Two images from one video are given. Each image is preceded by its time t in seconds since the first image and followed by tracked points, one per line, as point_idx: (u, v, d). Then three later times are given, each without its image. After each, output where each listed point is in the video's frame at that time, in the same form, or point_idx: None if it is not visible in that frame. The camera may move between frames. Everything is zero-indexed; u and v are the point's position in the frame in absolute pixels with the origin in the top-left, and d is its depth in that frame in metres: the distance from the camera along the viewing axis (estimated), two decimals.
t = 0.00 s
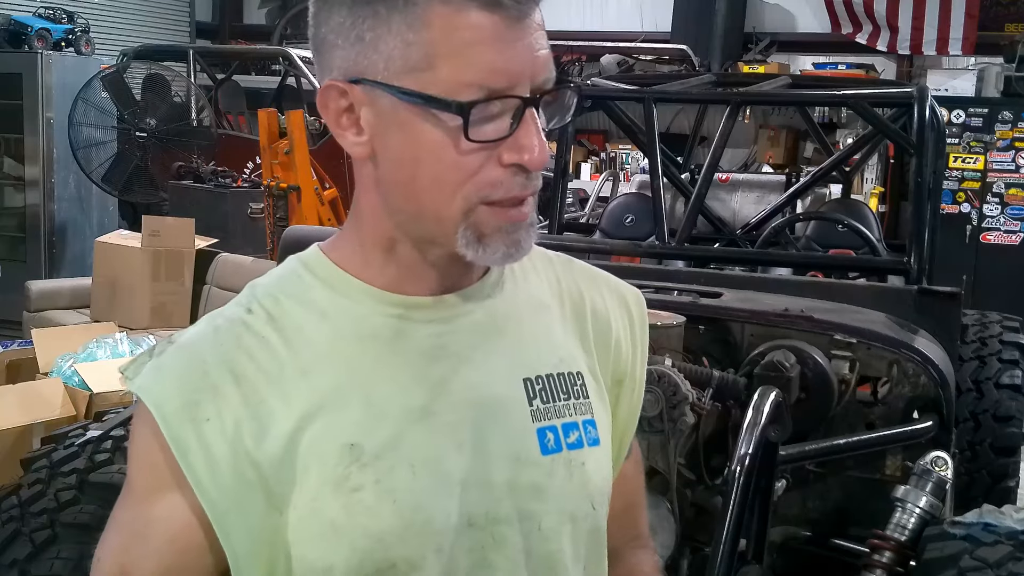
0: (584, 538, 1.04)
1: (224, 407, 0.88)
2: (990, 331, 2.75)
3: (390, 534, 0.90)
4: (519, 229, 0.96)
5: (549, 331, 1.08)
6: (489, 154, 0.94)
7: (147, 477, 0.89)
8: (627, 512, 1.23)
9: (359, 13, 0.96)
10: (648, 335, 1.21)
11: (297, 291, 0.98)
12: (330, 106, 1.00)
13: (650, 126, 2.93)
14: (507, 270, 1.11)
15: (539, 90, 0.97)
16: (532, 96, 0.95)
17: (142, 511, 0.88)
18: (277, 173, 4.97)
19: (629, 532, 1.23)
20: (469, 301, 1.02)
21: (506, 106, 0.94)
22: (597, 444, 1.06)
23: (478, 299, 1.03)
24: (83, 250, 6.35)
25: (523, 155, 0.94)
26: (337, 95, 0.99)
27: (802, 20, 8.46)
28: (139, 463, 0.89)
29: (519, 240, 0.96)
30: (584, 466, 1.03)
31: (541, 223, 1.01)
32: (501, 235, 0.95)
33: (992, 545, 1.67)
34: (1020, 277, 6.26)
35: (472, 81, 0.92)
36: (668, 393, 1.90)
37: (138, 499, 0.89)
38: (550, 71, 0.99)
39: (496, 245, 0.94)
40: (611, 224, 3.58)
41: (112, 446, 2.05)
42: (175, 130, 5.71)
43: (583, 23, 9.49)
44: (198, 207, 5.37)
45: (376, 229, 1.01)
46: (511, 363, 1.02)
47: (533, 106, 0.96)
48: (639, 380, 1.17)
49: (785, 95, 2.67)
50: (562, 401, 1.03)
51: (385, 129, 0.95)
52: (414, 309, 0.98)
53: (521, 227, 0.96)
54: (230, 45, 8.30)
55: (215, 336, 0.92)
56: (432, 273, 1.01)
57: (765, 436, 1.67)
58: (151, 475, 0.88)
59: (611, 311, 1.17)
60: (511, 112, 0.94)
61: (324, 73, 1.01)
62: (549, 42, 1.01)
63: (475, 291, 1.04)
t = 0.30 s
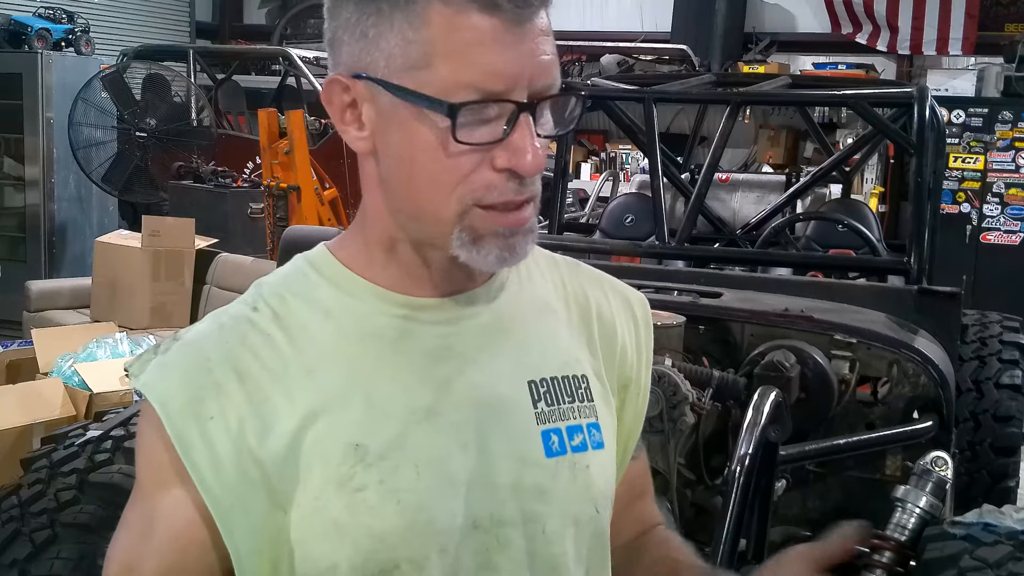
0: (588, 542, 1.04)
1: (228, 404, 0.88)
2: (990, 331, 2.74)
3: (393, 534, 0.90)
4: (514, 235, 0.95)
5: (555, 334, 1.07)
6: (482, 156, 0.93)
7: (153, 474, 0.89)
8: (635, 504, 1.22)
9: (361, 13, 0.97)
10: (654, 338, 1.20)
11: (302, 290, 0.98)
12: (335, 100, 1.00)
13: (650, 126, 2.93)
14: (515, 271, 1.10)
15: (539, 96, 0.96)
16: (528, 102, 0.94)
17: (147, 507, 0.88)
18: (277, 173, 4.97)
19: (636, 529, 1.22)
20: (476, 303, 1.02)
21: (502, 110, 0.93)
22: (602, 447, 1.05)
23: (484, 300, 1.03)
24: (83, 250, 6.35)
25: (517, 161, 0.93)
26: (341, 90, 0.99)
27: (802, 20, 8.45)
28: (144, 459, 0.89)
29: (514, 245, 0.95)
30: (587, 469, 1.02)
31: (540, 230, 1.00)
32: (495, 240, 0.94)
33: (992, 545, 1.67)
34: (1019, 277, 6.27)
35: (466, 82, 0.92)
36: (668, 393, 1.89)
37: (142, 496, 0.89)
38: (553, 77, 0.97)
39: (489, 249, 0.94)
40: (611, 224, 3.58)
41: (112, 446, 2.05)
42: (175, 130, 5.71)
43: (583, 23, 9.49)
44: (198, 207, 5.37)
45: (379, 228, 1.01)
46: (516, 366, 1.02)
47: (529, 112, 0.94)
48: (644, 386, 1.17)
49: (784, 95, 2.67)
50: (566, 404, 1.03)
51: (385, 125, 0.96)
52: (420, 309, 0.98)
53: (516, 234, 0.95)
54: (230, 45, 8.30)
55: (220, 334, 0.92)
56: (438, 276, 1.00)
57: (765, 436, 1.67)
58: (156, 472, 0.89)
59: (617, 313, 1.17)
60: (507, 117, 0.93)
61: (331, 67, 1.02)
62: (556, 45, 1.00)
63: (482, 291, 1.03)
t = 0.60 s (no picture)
0: (591, 549, 1.02)
1: (228, 403, 0.89)
2: (990, 331, 2.75)
3: (392, 533, 0.90)
4: (486, 224, 0.95)
5: (559, 337, 1.06)
6: (452, 141, 0.94)
7: (155, 470, 0.89)
8: (645, 510, 1.22)
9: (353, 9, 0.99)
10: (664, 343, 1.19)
11: (306, 289, 0.99)
12: (327, 91, 1.03)
13: (650, 125, 2.92)
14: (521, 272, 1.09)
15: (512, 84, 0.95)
16: (494, 84, 0.94)
17: (149, 504, 0.89)
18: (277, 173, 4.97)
19: (647, 535, 1.21)
20: (481, 301, 1.02)
21: (466, 93, 0.94)
22: (606, 452, 1.04)
23: (488, 300, 1.03)
24: (83, 250, 6.35)
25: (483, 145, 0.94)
26: (331, 81, 1.02)
27: (802, 20, 8.46)
28: (147, 456, 0.90)
29: (487, 233, 0.95)
30: (590, 473, 1.01)
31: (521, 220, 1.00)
32: (465, 227, 0.94)
33: (992, 545, 1.66)
34: (1019, 277, 6.27)
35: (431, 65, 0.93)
36: (668, 393, 1.88)
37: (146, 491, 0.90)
38: (530, 62, 0.97)
39: (461, 236, 0.94)
40: (611, 224, 3.58)
41: (113, 446, 2.05)
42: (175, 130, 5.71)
43: (583, 23, 9.49)
44: (198, 207, 5.37)
45: (376, 224, 1.01)
46: (519, 368, 1.01)
47: (496, 95, 0.95)
48: (654, 392, 1.15)
49: (784, 95, 2.67)
50: (569, 408, 1.02)
51: (367, 115, 0.98)
52: (423, 308, 0.98)
53: (489, 222, 0.95)
54: (230, 45, 8.30)
55: (222, 333, 0.93)
56: (437, 275, 0.99)
57: (765, 436, 1.67)
58: (157, 468, 0.89)
59: (627, 320, 1.15)
60: (472, 101, 0.94)
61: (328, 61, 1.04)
62: (537, 31, 0.99)
63: (484, 293, 1.03)
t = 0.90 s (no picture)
0: (592, 556, 0.99)
1: (228, 400, 0.90)
2: (990, 331, 2.74)
3: (385, 534, 0.90)
4: (472, 215, 0.94)
5: (566, 340, 1.04)
6: (436, 131, 0.94)
7: (161, 464, 0.92)
8: (661, 521, 1.16)
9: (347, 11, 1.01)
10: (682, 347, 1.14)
11: (310, 288, 0.99)
12: (327, 90, 1.05)
13: (650, 125, 2.92)
14: (529, 272, 1.07)
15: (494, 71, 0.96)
16: (476, 74, 0.95)
17: (154, 499, 0.92)
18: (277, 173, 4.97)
19: (661, 548, 1.15)
20: (484, 301, 1.01)
21: (447, 84, 0.95)
22: (611, 458, 1.01)
23: (490, 300, 1.01)
24: (83, 250, 6.35)
25: (465, 133, 0.93)
26: (331, 81, 1.04)
27: (802, 19, 8.45)
28: (155, 452, 0.93)
29: (473, 224, 0.94)
30: (592, 479, 0.99)
31: (512, 217, 0.99)
32: (450, 218, 0.94)
33: (992, 545, 1.67)
34: (1019, 277, 6.27)
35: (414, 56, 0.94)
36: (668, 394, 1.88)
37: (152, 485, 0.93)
38: (517, 53, 0.97)
39: (446, 228, 0.94)
40: (611, 224, 3.58)
41: (112, 446, 2.05)
42: (175, 130, 5.71)
43: (583, 23, 9.49)
44: (198, 207, 5.37)
45: (375, 222, 1.01)
46: (521, 369, 1.00)
47: (478, 84, 0.95)
48: (666, 397, 1.10)
49: (784, 95, 2.67)
50: (572, 413, 1.00)
51: (361, 111, 0.99)
52: (423, 308, 0.98)
53: (475, 213, 0.94)
54: (230, 45, 8.30)
55: (227, 331, 0.94)
56: (436, 274, 0.99)
57: (765, 436, 1.66)
58: (162, 463, 0.92)
59: (640, 326, 1.11)
60: (455, 91, 0.95)
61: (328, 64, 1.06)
62: (526, 22, 1.00)
63: (485, 295, 1.01)
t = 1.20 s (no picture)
0: (590, 559, 0.98)
1: (228, 397, 0.92)
2: (990, 331, 2.74)
3: (377, 533, 0.91)
4: (469, 211, 0.94)
5: (569, 342, 1.03)
6: (432, 127, 0.95)
7: (166, 459, 0.95)
8: (668, 528, 1.16)
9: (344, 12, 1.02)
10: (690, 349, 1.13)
11: (313, 288, 1.01)
12: (329, 91, 1.05)
13: (650, 126, 2.92)
14: (536, 274, 1.07)
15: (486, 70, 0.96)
16: (470, 69, 0.95)
17: (160, 493, 0.95)
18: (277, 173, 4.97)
19: (671, 554, 1.15)
20: (486, 302, 1.01)
21: (442, 81, 0.95)
22: (611, 463, 1.00)
23: (491, 302, 1.01)
24: (83, 250, 6.35)
25: (461, 128, 0.93)
26: (332, 80, 1.05)
27: (802, 19, 8.45)
28: (160, 446, 0.96)
29: (469, 219, 0.94)
30: (591, 482, 0.98)
31: (511, 213, 0.99)
32: (447, 212, 0.94)
33: (992, 545, 1.67)
34: (1019, 277, 6.27)
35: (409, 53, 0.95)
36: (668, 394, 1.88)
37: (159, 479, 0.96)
38: (514, 49, 0.97)
39: (443, 221, 0.94)
40: (611, 224, 3.58)
41: (112, 446, 2.05)
42: (175, 130, 5.71)
43: (583, 23, 9.49)
44: (198, 207, 5.37)
45: (375, 221, 1.02)
46: (522, 370, 0.99)
47: (473, 80, 0.95)
48: (673, 403, 1.09)
49: (784, 95, 2.67)
50: (572, 416, 0.99)
51: (359, 109, 1.00)
52: (423, 308, 0.98)
53: (472, 209, 0.94)
54: (230, 45, 8.30)
55: (230, 329, 0.97)
56: (436, 272, 1.00)
57: (765, 436, 1.66)
58: (166, 458, 0.95)
59: (647, 330, 1.10)
60: (449, 87, 0.95)
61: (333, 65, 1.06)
62: (523, 19, 1.00)
63: (486, 297, 1.01)
